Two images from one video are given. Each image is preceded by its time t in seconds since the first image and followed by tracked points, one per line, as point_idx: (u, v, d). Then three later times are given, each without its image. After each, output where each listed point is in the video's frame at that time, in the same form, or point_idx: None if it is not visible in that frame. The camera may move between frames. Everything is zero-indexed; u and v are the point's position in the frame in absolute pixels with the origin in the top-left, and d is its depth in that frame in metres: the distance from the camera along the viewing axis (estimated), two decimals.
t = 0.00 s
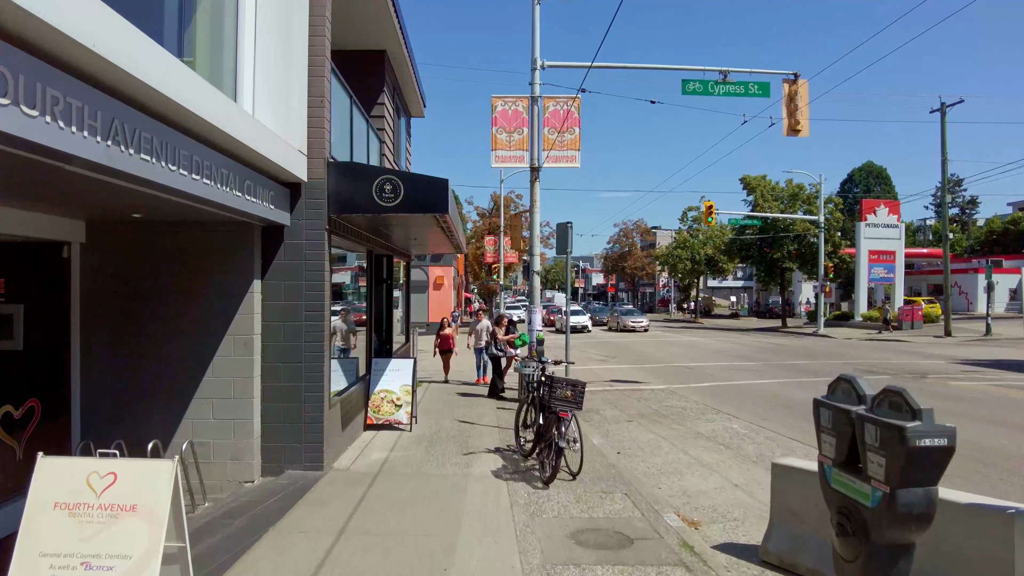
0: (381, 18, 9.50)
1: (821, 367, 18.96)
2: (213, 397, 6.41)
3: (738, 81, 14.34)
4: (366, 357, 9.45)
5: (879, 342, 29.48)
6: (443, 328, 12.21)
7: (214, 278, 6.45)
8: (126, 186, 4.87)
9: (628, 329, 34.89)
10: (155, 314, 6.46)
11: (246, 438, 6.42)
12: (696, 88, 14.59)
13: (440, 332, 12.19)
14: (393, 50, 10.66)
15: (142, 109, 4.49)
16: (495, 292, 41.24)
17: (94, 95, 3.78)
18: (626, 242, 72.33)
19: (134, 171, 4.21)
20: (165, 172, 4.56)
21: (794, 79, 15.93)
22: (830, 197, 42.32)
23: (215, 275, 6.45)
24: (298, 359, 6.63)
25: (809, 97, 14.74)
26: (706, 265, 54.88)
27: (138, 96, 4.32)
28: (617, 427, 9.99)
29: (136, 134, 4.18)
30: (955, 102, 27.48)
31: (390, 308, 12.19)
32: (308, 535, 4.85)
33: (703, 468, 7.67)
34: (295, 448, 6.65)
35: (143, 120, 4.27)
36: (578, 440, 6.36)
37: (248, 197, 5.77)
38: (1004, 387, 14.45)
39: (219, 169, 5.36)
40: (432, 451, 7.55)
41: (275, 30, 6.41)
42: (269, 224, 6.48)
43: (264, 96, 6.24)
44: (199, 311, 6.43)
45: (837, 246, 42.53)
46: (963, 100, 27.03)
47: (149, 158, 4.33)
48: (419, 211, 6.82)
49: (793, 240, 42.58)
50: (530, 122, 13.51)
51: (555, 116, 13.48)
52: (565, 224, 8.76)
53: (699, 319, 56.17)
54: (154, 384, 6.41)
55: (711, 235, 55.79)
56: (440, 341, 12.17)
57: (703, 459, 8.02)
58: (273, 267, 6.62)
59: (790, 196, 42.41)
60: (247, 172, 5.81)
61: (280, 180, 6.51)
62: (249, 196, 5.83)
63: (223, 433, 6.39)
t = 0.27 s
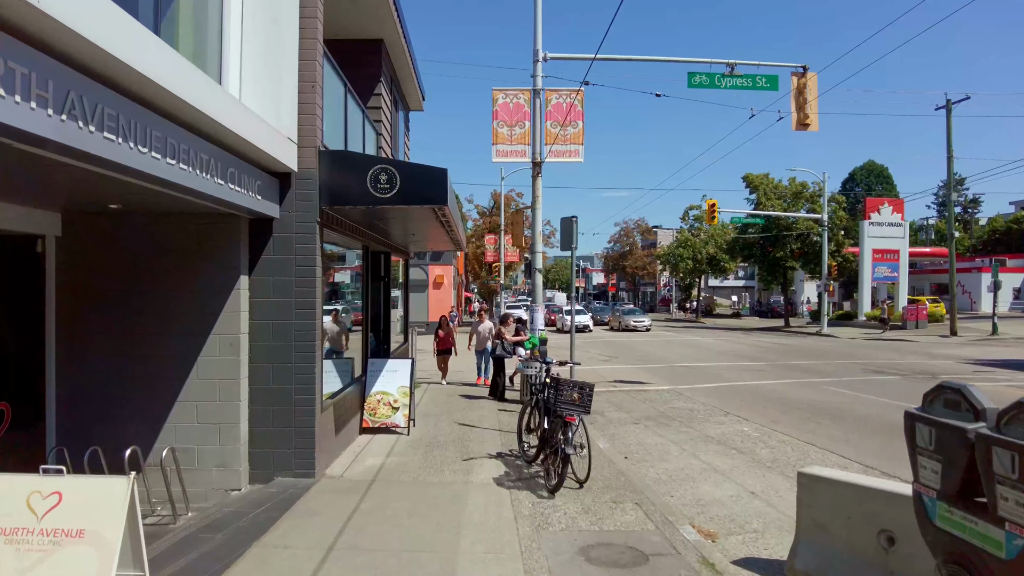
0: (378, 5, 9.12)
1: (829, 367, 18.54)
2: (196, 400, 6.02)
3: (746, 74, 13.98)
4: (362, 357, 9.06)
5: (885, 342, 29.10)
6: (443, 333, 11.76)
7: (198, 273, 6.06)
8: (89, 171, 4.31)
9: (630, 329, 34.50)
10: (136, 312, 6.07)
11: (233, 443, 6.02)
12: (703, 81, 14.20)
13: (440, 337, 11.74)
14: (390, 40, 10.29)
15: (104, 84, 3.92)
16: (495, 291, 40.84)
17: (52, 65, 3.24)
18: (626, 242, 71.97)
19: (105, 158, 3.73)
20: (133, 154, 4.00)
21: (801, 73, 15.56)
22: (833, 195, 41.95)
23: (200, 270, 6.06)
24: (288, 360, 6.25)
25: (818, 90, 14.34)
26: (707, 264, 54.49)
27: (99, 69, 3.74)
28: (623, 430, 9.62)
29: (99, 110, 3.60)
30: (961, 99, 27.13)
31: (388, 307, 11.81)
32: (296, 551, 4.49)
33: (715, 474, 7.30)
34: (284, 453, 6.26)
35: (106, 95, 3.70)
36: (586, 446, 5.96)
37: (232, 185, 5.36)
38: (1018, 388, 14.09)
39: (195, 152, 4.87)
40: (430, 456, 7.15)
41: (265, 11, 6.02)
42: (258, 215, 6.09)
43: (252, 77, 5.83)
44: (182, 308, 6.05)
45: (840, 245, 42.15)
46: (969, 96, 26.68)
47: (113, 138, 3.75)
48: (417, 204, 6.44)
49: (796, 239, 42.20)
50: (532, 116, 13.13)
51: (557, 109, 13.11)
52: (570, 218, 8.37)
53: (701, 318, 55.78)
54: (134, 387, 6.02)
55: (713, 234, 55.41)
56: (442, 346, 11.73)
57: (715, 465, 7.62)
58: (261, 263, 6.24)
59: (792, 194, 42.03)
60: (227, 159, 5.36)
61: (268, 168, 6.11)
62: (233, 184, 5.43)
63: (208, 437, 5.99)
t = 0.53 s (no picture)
0: None
1: (835, 368, 18.20)
2: (179, 407, 5.61)
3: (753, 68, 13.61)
4: (357, 359, 8.66)
5: (890, 343, 28.73)
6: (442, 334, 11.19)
7: (181, 272, 5.63)
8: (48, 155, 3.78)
9: (631, 329, 34.10)
10: (114, 313, 5.65)
11: (218, 453, 5.61)
12: (710, 75, 13.80)
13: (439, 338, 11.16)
14: (387, 29, 9.90)
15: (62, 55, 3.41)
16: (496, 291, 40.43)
17: None
18: (627, 241, 71.59)
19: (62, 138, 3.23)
20: (96, 136, 3.46)
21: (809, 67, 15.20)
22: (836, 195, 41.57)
23: (182, 268, 5.64)
24: (277, 364, 5.86)
25: (827, 85, 14.00)
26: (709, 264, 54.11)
27: (53, 34, 3.23)
28: (629, 435, 9.24)
29: (51, 83, 3.10)
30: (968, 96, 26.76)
31: (385, 307, 11.42)
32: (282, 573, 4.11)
33: (728, 483, 6.93)
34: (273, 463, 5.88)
35: (59, 63, 3.15)
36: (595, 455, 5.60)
37: (215, 175, 4.88)
38: None
39: (174, 134, 4.32)
40: (428, 464, 6.76)
41: None
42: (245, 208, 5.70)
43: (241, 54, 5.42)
44: (164, 308, 5.64)
45: (844, 245, 41.77)
46: (976, 94, 26.32)
47: (71, 116, 3.23)
48: (414, 197, 6.07)
49: (799, 238, 41.82)
50: (534, 110, 12.73)
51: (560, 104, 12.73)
52: (576, 213, 8.00)
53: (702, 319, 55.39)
54: (112, 393, 5.60)
55: (714, 234, 55.08)
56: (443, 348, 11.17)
57: (728, 473, 7.26)
58: (249, 260, 5.84)
59: (795, 194, 41.65)
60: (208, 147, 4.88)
61: (255, 158, 5.70)
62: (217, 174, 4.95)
63: (192, 447, 5.59)
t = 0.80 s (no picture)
0: None
1: (843, 370, 17.80)
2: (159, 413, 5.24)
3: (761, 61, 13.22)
4: (351, 360, 8.35)
5: (896, 343, 28.33)
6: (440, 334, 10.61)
7: (160, 268, 5.26)
8: None
9: (634, 329, 33.71)
10: (89, 312, 5.27)
11: (198, 463, 5.23)
12: (716, 69, 13.48)
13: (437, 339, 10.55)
14: (384, 19, 9.52)
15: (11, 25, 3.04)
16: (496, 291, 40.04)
17: None
18: (628, 241, 71.19)
19: None
20: (45, 112, 3.04)
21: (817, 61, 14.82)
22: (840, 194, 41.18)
23: (161, 264, 5.26)
24: (263, 367, 5.49)
25: (836, 79, 13.59)
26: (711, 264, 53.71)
27: None
28: (635, 441, 8.87)
29: None
30: (974, 94, 26.38)
31: (382, 307, 11.05)
32: None
33: (742, 492, 6.56)
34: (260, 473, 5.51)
35: None
36: (603, 465, 5.24)
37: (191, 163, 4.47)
38: None
39: (139, 115, 3.84)
40: (425, 473, 6.39)
41: None
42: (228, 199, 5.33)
43: (223, 33, 5.03)
44: (142, 308, 5.27)
45: (847, 244, 41.38)
46: (982, 91, 25.94)
47: (10, 87, 2.82)
48: (409, 189, 5.69)
49: (802, 238, 41.44)
50: (535, 104, 12.37)
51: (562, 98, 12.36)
52: (581, 208, 7.62)
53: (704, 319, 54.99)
54: (86, 399, 5.23)
55: (716, 233, 54.69)
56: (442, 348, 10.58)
57: (742, 481, 6.88)
58: (233, 256, 5.48)
59: (798, 193, 41.26)
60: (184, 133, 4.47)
61: (239, 146, 5.31)
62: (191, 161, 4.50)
63: (170, 455, 5.21)
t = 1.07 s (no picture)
0: None
1: (851, 370, 17.38)
2: (128, 422, 4.80)
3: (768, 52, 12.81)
4: (345, 361, 8.01)
5: (901, 343, 27.95)
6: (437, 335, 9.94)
7: (131, 264, 4.83)
8: None
9: (635, 329, 33.31)
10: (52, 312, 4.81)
11: (173, 474, 4.81)
12: (721, 61, 13.08)
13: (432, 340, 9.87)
14: (377, 5, 9.11)
15: None
16: (496, 291, 39.62)
17: None
18: (628, 241, 70.77)
19: None
20: None
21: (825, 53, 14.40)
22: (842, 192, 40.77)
23: (132, 258, 4.83)
24: (244, 370, 5.09)
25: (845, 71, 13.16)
26: (711, 263, 53.37)
27: None
28: (642, 446, 8.47)
29: None
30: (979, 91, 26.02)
31: (376, 307, 10.66)
32: None
33: (758, 502, 6.17)
34: (240, 485, 5.09)
35: None
36: (610, 475, 4.85)
37: (157, 146, 4.03)
38: None
39: (87, 87, 3.34)
40: (419, 483, 5.99)
41: None
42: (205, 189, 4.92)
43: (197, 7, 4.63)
44: (110, 307, 4.83)
45: (850, 243, 41.00)
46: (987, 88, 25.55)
47: None
48: (401, 178, 5.26)
49: (805, 237, 41.03)
50: (536, 96, 11.97)
51: (564, 90, 11.99)
52: (584, 201, 7.22)
53: (705, 319, 54.62)
54: (48, 404, 4.76)
55: (718, 232, 54.26)
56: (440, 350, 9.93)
57: (756, 490, 6.49)
58: (211, 250, 5.07)
59: (800, 191, 40.87)
60: (152, 111, 4.02)
61: (215, 130, 4.89)
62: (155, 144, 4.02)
63: (143, 467, 4.79)
